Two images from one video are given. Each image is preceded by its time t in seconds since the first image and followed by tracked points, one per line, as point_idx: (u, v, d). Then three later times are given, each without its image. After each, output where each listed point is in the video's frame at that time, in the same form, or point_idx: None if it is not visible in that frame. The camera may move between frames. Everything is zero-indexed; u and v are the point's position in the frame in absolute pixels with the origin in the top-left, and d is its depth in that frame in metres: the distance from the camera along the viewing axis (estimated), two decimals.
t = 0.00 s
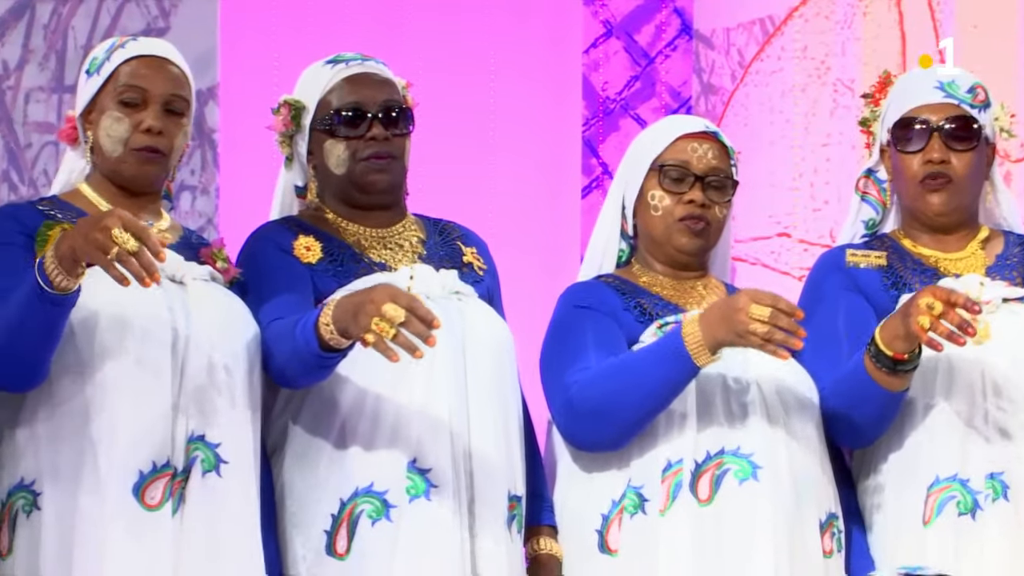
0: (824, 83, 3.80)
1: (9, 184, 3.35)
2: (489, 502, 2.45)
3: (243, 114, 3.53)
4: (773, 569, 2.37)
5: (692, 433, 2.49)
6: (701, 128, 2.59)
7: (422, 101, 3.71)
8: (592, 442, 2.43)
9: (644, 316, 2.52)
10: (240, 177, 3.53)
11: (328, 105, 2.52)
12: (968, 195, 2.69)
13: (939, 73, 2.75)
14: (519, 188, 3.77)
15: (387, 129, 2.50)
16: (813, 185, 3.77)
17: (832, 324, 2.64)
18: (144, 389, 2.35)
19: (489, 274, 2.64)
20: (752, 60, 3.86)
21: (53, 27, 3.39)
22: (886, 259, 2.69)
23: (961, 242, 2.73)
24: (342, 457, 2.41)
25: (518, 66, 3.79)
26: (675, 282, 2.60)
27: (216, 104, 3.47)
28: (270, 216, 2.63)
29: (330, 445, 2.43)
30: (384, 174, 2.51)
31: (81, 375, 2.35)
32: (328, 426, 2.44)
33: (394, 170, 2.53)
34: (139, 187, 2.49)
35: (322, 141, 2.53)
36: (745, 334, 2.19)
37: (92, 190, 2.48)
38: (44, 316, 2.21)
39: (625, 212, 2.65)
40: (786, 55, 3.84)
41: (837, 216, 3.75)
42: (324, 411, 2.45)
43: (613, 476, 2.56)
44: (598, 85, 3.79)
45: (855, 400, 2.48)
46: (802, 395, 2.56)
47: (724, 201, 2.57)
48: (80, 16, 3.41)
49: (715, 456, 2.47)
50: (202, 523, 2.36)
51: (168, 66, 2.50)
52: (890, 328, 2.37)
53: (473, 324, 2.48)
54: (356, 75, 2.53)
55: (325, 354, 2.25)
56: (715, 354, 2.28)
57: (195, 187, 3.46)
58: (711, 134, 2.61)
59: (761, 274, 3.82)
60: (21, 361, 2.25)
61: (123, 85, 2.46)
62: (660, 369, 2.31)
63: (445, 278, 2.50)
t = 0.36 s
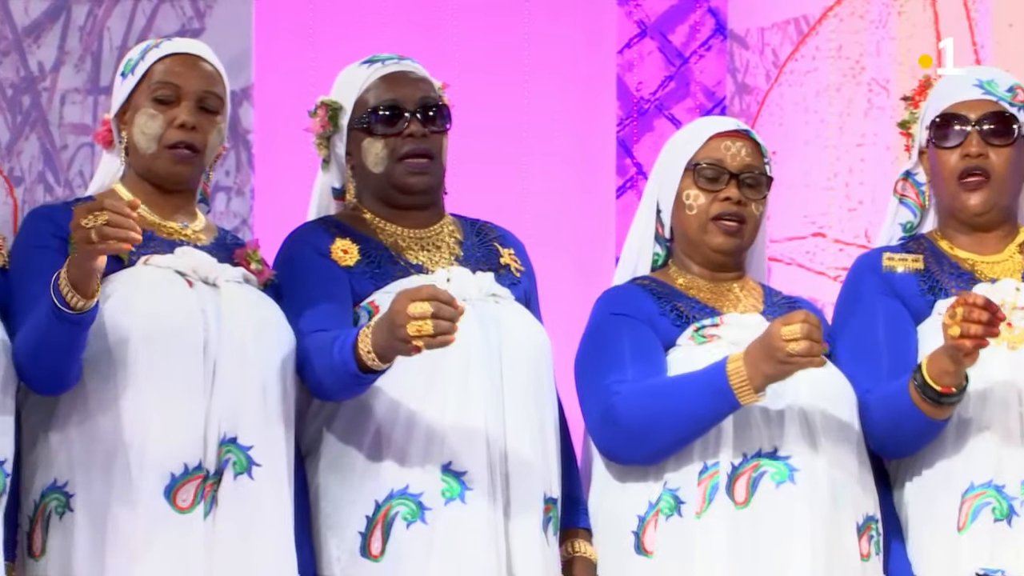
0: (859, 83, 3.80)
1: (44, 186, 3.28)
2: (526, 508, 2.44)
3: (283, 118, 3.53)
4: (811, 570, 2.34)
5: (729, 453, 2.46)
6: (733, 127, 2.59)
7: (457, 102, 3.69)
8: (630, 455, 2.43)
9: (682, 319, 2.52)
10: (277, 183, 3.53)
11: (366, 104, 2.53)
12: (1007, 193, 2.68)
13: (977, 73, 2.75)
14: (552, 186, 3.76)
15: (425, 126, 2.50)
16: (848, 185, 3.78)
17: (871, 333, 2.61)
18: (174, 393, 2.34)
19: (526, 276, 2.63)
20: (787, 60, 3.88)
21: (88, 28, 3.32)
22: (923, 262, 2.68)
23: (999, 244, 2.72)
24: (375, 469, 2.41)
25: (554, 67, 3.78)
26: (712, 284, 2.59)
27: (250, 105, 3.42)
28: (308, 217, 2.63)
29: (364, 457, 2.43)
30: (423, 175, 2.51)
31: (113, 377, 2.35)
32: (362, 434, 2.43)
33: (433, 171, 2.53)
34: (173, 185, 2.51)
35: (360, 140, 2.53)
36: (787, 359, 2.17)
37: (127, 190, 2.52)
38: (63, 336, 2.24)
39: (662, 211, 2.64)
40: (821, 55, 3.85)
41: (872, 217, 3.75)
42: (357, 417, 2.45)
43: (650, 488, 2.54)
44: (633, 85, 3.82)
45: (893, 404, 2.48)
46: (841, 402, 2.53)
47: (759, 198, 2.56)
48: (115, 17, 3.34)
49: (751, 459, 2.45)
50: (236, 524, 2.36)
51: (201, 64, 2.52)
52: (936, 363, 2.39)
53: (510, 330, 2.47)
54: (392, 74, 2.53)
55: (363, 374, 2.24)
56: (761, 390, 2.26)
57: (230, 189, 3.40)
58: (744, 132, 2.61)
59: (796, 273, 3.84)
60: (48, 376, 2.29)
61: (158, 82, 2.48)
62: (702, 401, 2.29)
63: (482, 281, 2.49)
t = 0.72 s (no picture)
0: (894, 82, 3.80)
1: (80, 186, 3.36)
2: (560, 509, 2.43)
3: (316, 117, 3.58)
4: (849, 570, 2.35)
5: (767, 450, 2.48)
6: (773, 128, 2.59)
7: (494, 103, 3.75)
8: (665, 454, 2.43)
9: (719, 319, 2.52)
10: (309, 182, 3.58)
11: (403, 107, 2.51)
12: None
13: (1012, 73, 2.73)
14: (585, 186, 3.79)
15: (462, 131, 2.49)
16: (883, 185, 3.78)
17: (904, 334, 2.61)
18: (206, 394, 2.34)
19: (561, 276, 2.63)
20: (821, 60, 3.87)
21: (124, 31, 3.39)
22: (957, 264, 2.67)
23: None
24: (410, 468, 2.41)
25: (591, 65, 3.81)
26: (748, 284, 2.60)
27: (284, 106, 3.47)
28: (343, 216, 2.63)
29: (399, 454, 2.43)
30: (459, 182, 2.50)
31: (145, 378, 2.35)
32: (397, 433, 2.43)
33: (469, 177, 2.51)
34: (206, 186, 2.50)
35: (397, 143, 2.52)
36: (822, 352, 2.18)
37: (160, 192, 2.52)
38: (84, 339, 2.25)
39: (699, 209, 2.64)
40: (855, 55, 3.84)
41: (907, 216, 3.76)
42: (393, 417, 2.45)
43: (687, 484, 2.55)
44: (667, 85, 3.81)
45: (928, 411, 2.48)
46: (877, 403, 2.53)
47: (797, 200, 2.57)
48: (150, 19, 3.41)
49: (789, 458, 2.47)
50: (268, 524, 2.35)
51: (233, 66, 2.49)
52: (969, 371, 2.39)
53: (545, 330, 2.47)
54: (433, 77, 2.51)
55: (394, 369, 2.24)
56: (798, 386, 2.27)
57: (265, 189, 3.46)
58: (783, 134, 2.61)
59: (830, 274, 3.84)
60: (80, 374, 2.29)
61: (189, 85, 2.46)
62: (737, 396, 2.30)
63: (516, 281, 2.49)
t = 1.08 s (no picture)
0: (924, 81, 3.84)
1: (111, 188, 3.37)
2: (589, 502, 2.42)
3: (345, 117, 3.57)
4: (879, 570, 2.36)
5: (797, 438, 2.48)
6: (803, 128, 2.58)
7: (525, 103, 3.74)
8: (693, 442, 2.42)
9: (747, 318, 2.52)
10: (340, 180, 3.57)
11: (434, 108, 2.51)
12: None
13: None
14: (614, 186, 3.77)
15: (492, 133, 2.49)
16: (914, 185, 3.81)
17: (934, 330, 2.61)
18: (235, 392, 2.33)
19: (592, 276, 2.63)
20: (852, 60, 3.85)
21: (154, 32, 3.40)
22: (988, 262, 2.67)
23: None
24: (441, 468, 2.41)
25: (620, 65, 3.78)
26: (776, 283, 2.60)
27: (314, 106, 3.46)
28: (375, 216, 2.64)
29: (432, 448, 2.43)
30: (488, 185, 2.50)
31: (175, 376, 2.34)
32: (430, 427, 2.44)
33: (498, 180, 2.52)
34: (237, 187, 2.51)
35: (427, 144, 2.52)
36: (839, 355, 2.13)
37: (191, 193, 2.52)
38: (108, 333, 2.24)
39: (729, 208, 2.65)
40: (886, 54, 3.86)
41: (938, 216, 3.81)
42: (424, 415, 2.45)
43: (715, 478, 2.56)
44: (696, 86, 3.75)
45: (957, 400, 2.47)
46: (909, 402, 2.52)
47: (826, 202, 2.56)
48: (180, 21, 3.42)
49: (819, 457, 2.47)
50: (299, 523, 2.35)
51: (267, 69, 2.50)
52: (998, 358, 2.38)
53: (575, 327, 2.46)
54: (464, 78, 2.50)
55: (411, 348, 2.26)
56: (813, 363, 2.25)
57: (295, 190, 3.48)
58: (813, 134, 2.60)
59: (862, 274, 3.84)
60: (110, 370, 2.29)
61: (220, 88, 2.46)
62: (757, 375, 2.29)
63: (546, 281, 2.50)
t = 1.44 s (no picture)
0: (952, 81, 3.91)
1: (140, 188, 3.38)
2: (618, 498, 2.41)
3: (373, 119, 3.61)
4: (907, 569, 2.37)
5: (826, 424, 2.48)
6: (830, 128, 2.58)
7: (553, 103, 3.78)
8: (716, 428, 2.44)
9: (775, 317, 2.50)
10: (367, 178, 3.61)
11: (462, 108, 2.50)
12: None
13: None
14: (641, 186, 3.81)
15: (520, 133, 2.49)
16: (942, 184, 3.88)
17: (965, 329, 2.60)
18: (262, 391, 2.33)
19: (620, 276, 2.63)
20: (880, 59, 3.92)
21: (182, 33, 3.41)
22: (1019, 262, 2.68)
23: None
24: (470, 468, 2.41)
25: (648, 67, 3.82)
26: (805, 283, 2.59)
27: (342, 107, 3.46)
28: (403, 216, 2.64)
29: (459, 451, 2.43)
30: (516, 179, 2.50)
31: (202, 377, 2.34)
32: (455, 433, 2.44)
33: (527, 176, 2.52)
34: (264, 188, 2.51)
35: (455, 144, 2.52)
36: (856, 330, 2.13)
37: (219, 195, 2.52)
38: (133, 331, 2.24)
39: (757, 208, 2.64)
40: (914, 53, 3.92)
41: (966, 216, 3.88)
42: (452, 416, 2.45)
43: (745, 467, 2.55)
44: (724, 85, 3.81)
45: (983, 390, 2.47)
46: (937, 398, 2.53)
47: (852, 202, 2.56)
48: (208, 22, 3.42)
49: (847, 457, 2.47)
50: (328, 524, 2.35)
51: (296, 73, 2.49)
52: None
53: (604, 328, 2.46)
54: (492, 78, 2.50)
55: (431, 347, 2.26)
56: (830, 340, 2.25)
57: (323, 190, 3.46)
58: (840, 134, 2.59)
59: (891, 274, 3.90)
60: (138, 369, 2.28)
61: (247, 91, 2.46)
62: (772, 358, 2.31)
63: (575, 281, 2.49)
